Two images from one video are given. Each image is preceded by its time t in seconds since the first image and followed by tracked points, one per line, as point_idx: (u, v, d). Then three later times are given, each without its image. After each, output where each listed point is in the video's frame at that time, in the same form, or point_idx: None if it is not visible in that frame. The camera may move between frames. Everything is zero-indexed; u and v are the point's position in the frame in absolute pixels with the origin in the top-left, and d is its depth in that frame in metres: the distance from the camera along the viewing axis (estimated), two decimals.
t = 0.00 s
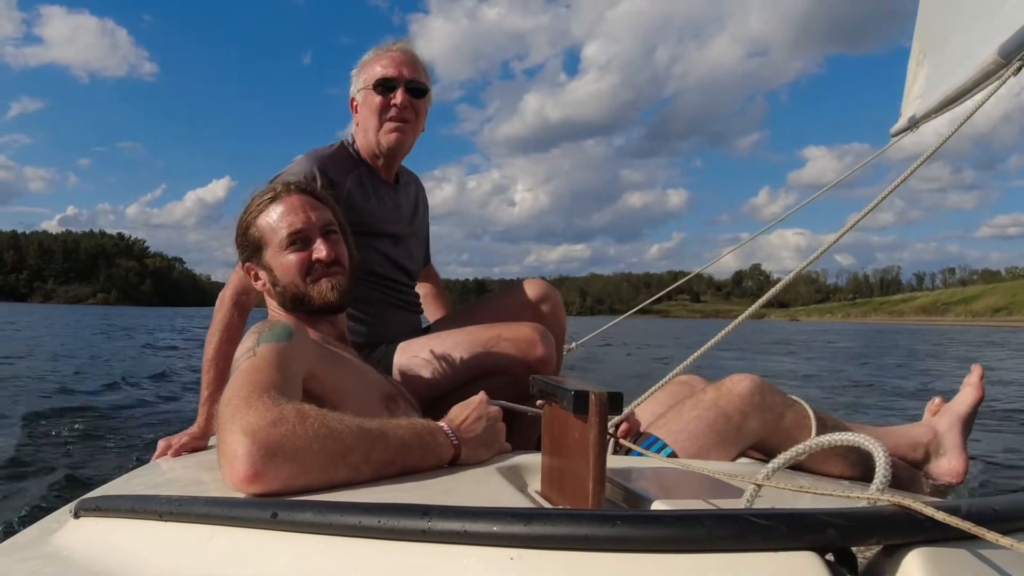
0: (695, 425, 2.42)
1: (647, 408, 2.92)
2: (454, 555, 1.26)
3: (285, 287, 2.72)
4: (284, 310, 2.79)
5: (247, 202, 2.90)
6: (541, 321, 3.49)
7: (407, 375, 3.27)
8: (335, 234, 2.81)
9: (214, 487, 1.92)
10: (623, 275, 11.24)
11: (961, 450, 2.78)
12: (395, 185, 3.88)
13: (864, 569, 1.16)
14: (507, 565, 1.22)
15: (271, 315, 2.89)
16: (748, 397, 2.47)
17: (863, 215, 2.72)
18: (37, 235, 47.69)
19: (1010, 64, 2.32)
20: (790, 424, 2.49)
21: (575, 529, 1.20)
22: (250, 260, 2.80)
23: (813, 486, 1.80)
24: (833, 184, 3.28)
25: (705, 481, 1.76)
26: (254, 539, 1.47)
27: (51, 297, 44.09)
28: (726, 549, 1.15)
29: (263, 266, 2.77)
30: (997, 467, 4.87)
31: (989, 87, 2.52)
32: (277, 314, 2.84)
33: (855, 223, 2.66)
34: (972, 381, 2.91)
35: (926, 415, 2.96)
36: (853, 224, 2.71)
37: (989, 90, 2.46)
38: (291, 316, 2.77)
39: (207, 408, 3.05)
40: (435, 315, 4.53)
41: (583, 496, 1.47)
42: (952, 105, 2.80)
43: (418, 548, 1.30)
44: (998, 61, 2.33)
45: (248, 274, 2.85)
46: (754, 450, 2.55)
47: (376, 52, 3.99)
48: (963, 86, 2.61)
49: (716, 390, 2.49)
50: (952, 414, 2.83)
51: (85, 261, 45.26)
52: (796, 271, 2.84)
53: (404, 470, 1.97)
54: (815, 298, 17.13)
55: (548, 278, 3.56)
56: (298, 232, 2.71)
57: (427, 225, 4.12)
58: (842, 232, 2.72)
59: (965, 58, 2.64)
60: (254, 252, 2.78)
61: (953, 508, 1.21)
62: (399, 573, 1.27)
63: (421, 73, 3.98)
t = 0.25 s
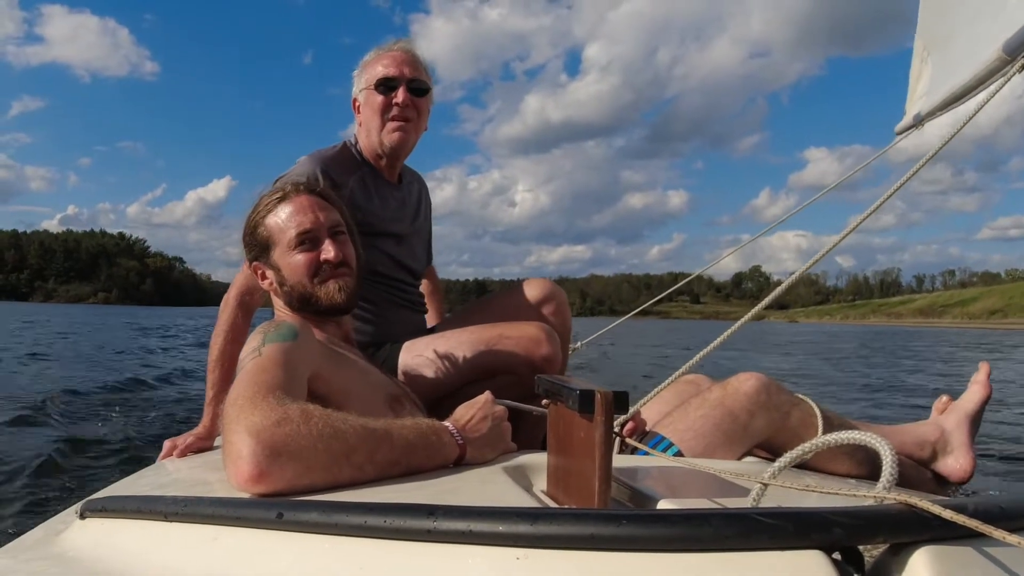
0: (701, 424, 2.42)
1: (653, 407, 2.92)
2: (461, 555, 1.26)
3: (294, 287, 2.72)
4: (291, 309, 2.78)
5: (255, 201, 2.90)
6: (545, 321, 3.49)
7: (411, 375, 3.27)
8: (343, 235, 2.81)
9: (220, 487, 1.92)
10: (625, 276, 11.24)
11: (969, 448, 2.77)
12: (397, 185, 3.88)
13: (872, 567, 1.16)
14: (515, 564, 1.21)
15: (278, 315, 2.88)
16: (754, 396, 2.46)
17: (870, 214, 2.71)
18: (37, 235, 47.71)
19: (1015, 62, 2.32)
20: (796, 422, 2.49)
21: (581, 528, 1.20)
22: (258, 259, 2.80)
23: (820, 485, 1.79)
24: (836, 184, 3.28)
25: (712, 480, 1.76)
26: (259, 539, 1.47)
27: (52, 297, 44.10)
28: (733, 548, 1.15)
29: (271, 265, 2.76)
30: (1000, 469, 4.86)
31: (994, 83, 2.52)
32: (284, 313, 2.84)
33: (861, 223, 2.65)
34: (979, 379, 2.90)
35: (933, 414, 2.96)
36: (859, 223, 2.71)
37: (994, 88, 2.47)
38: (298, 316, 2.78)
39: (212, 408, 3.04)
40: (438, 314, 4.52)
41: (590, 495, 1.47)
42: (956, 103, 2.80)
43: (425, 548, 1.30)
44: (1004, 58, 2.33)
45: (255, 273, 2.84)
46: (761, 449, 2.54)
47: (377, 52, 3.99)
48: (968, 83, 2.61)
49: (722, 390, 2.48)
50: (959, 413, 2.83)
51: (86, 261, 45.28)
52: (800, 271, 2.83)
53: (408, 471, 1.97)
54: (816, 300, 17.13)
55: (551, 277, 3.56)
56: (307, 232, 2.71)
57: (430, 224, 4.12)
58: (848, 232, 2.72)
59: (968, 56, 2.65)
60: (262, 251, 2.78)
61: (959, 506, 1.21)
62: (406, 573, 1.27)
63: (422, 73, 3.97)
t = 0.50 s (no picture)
0: (698, 422, 2.43)
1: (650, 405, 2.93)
2: (458, 554, 1.26)
3: (294, 285, 2.72)
4: (291, 307, 2.78)
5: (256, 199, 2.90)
6: (543, 320, 3.49)
7: (409, 374, 3.27)
8: (344, 234, 2.81)
9: (218, 486, 1.92)
10: (625, 276, 11.23)
11: (965, 446, 2.77)
12: (398, 185, 3.89)
13: (869, 566, 1.16)
14: (511, 562, 1.22)
15: (277, 313, 2.88)
16: (752, 395, 2.46)
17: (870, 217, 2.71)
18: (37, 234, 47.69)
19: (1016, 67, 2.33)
20: (793, 420, 2.49)
21: (578, 526, 1.20)
22: (258, 257, 2.80)
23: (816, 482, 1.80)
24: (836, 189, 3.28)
25: (709, 477, 1.76)
26: (256, 538, 1.47)
27: (52, 296, 44.10)
28: (730, 546, 1.15)
29: (271, 263, 2.76)
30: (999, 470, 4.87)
31: (996, 90, 2.53)
32: (284, 311, 2.83)
33: (860, 226, 2.65)
34: (976, 377, 2.89)
35: (929, 411, 2.96)
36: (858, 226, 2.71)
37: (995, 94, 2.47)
38: (297, 314, 2.78)
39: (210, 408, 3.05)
40: (438, 314, 4.53)
41: (587, 493, 1.47)
42: (959, 109, 2.80)
43: (422, 546, 1.30)
44: (1006, 64, 2.33)
45: (256, 270, 2.85)
46: (758, 448, 2.55)
47: (380, 52, 4.00)
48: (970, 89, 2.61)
49: (719, 388, 2.47)
50: (956, 410, 2.82)
51: (87, 260, 45.32)
52: (798, 274, 2.84)
53: (406, 469, 1.97)
54: (816, 301, 17.15)
55: (551, 276, 3.57)
56: (308, 230, 2.71)
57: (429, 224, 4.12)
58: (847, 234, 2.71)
59: (971, 62, 2.65)
60: (263, 249, 2.78)
61: (956, 504, 1.21)
62: (404, 572, 1.27)
63: (425, 73, 3.98)
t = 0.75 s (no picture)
0: (694, 423, 2.42)
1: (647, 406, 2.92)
2: (454, 555, 1.26)
3: (290, 287, 2.72)
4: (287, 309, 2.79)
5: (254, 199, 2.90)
6: (541, 320, 3.49)
7: (408, 374, 3.28)
8: (342, 236, 2.81)
9: (215, 486, 1.92)
10: (627, 277, 11.20)
11: (962, 448, 2.76)
12: (400, 188, 3.89)
13: (866, 567, 1.16)
14: (508, 563, 1.22)
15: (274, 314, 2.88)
16: (748, 395, 2.45)
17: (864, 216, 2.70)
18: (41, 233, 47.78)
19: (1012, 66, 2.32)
20: (790, 421, 2.48)
21: (575, 527, 1.20)
22: (256, 258, 2.80)
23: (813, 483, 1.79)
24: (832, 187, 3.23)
25: (705, 478, 1.76)
26: (254, 538, 1.47)
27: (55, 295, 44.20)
28: (727, 547, 1.15)
29: (268, 264, 2.76)
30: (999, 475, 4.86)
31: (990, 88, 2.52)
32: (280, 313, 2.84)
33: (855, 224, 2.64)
34: (972, 378, 2.88)
35: (925, 413, 2.95)
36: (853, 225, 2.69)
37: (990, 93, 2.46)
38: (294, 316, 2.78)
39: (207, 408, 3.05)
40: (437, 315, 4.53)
41: (583, 494, 1.47)
42: (953, 108, 2.79)
43: (419, 547, 1.30)
44: (999, 63, 2.33)
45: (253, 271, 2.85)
46: (754, 449, 2.54)
47: (387, 54, 3.99)
48: (964, 87, 2.61)
49: (716, 389, 2.47)
50: (951, 412, 2.81)
51: (90, 259, 45.39)
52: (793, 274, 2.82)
53: (403, 469, 1.97)
54: (818, 304, 17.12)
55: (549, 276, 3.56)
56: (306, 232, 2.72)
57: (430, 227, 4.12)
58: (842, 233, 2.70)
59: (967, 60, 2.64)
60: (260, 250, 2.78)
61: (953, 505, 1.22)
62: (400, 573, 1.27)
63: (431, 77, 3.98)
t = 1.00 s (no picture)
0: (691, 426, 2.42)
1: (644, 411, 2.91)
2: (450, 557, 1.26)
3: (286, 288, 2.72)
4: (284, 311, 2.78)
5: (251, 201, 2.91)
6: (540, 322, 3.49)
7: (406, 376, 3.27)
8: (338, 237, 2.81)
9: (212, 487, 1.92)
10: (630, 278, 11.19)
11: (959, 453, 2.75)
12: (399, 191, 3.88)
13: (861, 571, 1.15)
14: (504, 566, 1.21)
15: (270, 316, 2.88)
16: (746, 400, 2.45)
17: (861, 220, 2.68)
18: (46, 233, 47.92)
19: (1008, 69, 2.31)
20: (787, 425, 2.47)
21: (571, 530, 1.20)
22: (252, 259, 2.81)
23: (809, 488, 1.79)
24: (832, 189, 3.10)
25: (702, 483, 1.76)
26: (250, 539, 1.47)
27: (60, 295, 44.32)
28: (723, 551, 1.15)
29: (265, 266, 2.77)
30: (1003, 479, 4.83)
31: (986, 92, 2.51)
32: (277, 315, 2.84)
33: (852, 228, 2.63)
34: (969, 385, 2.88)
35: (922, 419, 2.94)
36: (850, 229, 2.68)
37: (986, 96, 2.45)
38: (290, 317, 2.78)
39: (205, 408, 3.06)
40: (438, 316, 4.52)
41: (579, 497, 1.47)
42: (949, 110, 2.78)
43: (415, 548, 1.30)
44: (997, 66, 2.32)
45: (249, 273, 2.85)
46: (751, 453, 2.53)
47: (389, 56, 4.00)
48: (961, 90, 2.60)
49: (713, 393, 2.48)
50: (948, 417, 2.81)
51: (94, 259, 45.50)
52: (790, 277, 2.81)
53: (400, 471, 1.97)
54: (822, 305, 17.07)
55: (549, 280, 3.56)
56: (302, 233, 2.72)
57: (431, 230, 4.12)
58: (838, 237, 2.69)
59: (963, 63, 2.63)
60: (257, 251, 2.78)
61: (949, 510, 1.21)
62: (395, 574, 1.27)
63: (432, 79, 3.98)
